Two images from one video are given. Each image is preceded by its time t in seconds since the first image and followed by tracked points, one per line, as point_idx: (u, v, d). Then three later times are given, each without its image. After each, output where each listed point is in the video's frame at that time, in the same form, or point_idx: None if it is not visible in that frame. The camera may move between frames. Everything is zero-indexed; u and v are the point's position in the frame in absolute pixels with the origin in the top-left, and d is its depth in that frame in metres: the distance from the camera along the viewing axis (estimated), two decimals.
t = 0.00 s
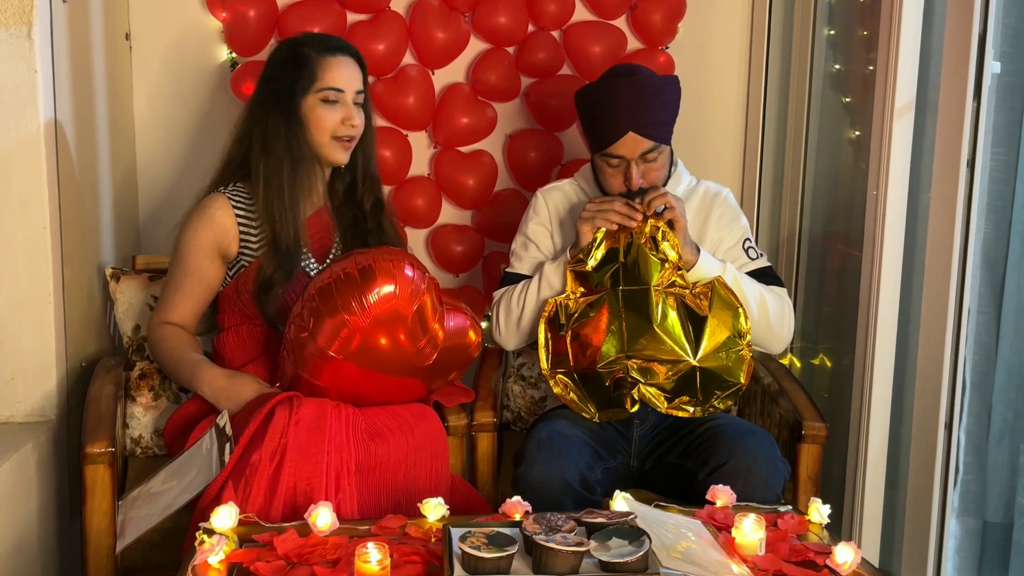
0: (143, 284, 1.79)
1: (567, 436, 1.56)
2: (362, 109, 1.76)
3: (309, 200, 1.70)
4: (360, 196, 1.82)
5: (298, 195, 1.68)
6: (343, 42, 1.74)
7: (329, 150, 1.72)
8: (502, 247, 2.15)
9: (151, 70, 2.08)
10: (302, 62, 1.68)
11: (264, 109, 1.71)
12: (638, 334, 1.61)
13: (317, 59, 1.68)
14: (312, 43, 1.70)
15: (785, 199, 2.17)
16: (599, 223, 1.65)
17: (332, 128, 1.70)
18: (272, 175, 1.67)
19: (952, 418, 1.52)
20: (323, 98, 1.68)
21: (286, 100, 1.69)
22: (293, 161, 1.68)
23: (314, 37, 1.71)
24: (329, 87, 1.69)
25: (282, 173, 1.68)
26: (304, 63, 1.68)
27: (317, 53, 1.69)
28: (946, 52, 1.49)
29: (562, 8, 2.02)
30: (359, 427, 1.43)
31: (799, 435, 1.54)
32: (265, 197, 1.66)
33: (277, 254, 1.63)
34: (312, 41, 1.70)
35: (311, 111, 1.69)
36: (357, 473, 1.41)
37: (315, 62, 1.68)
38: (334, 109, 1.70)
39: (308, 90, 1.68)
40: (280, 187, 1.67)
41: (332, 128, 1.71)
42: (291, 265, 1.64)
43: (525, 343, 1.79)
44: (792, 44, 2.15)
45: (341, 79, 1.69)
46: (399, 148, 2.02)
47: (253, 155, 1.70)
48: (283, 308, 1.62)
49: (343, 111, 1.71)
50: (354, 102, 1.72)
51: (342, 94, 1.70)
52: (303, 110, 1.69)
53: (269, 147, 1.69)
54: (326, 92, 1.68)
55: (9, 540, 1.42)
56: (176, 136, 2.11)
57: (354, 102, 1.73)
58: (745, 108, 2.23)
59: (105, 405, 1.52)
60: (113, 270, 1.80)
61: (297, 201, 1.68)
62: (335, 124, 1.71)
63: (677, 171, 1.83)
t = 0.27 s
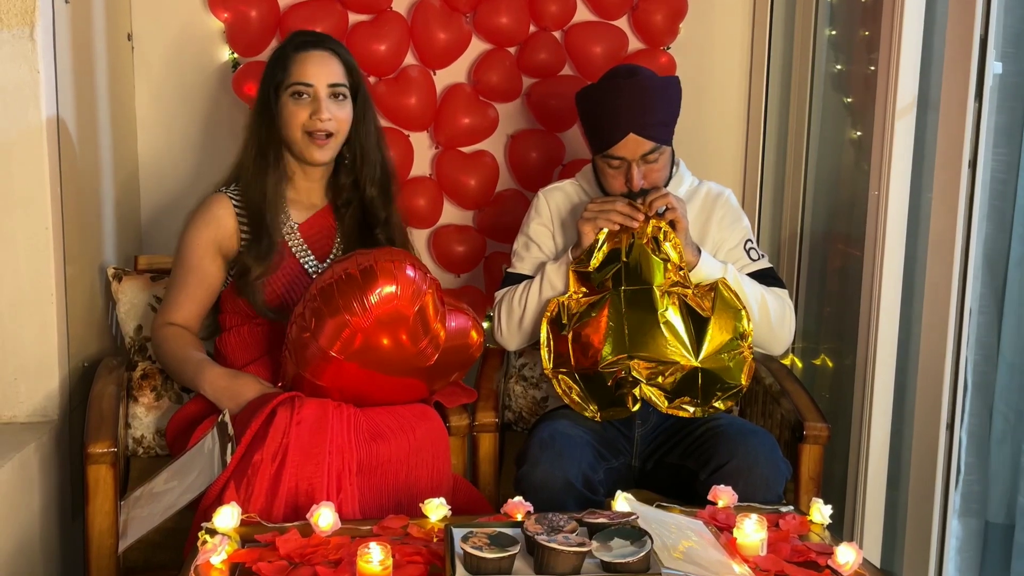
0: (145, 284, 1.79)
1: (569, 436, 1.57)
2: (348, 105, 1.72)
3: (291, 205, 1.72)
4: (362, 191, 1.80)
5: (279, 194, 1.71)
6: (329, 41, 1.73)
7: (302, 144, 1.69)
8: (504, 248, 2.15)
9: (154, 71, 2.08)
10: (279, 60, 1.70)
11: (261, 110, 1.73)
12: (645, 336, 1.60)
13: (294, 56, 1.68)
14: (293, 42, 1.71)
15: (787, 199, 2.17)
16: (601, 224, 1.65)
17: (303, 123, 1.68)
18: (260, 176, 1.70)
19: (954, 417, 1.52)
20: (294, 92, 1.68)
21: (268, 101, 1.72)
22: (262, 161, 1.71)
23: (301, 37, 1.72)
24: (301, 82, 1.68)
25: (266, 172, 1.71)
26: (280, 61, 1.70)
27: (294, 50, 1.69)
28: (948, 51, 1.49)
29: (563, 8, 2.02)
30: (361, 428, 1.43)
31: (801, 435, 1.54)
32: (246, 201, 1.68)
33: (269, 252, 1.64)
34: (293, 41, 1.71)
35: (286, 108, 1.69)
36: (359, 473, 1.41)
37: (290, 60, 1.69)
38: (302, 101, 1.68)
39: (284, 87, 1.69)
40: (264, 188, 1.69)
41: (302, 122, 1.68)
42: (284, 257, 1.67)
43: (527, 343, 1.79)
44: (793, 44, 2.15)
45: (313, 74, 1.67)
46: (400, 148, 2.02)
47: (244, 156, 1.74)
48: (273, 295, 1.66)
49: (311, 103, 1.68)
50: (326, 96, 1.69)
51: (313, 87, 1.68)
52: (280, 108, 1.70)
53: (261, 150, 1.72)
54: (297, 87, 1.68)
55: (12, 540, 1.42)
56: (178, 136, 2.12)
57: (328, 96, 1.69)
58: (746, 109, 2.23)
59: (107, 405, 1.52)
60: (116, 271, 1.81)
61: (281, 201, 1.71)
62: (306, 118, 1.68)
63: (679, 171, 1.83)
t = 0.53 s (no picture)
0: (147, 284, 1.79)
1: (571, 436, 1.57)
2: (346, 106, 1.72)
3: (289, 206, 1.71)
4: (363, 189, 1.78)
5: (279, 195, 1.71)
6: (327, 42, 1.73)
7: (299, 143, 1.69)
8: (506, 248, 2.15)
9: (156, 72, 2.08)
10: (277, 62, 1.70)
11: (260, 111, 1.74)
12: (648, 338, 1.59)
13: (293, 58, 1.68)
14: (291, 43, 1.71)
15: (789, 199, 2.17)
16: (604, 226, 1.65)
17: (300, 124, 1.68)
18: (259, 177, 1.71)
19: (957, 418, 1.52)
20: (291, 93, 1.68)
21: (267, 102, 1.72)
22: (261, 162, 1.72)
23: (303, 38, 1.72)
24: (298, 84, 1.68)
25: (265, 172, 1.71)
26: (278, 63, 1.70)
27: (292, 52, 1.69)
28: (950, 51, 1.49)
29: (565, 9, 2.02)
30: (363, 428, 1.43)
31: (804, 436, 1.54)
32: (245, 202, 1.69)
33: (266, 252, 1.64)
34: (291, 42, 1.71)
35: (284, 109, 1.69)
36: (361, 474, 1.42)
37: (288, 61, 1.69)
38: (299, 103, 1.68)
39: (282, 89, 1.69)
40: (262, 189, 1.69)
41: (299, 123, 1.68)
42: (283, 256, 1.66)
43: (529, 345, 1.79)
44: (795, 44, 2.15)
45: (310, 75, 1.67)
46: (402, 149, 2.02)
47: (246, 156, 1.75)
48: (275, 295, 1.66)
49: (307, 105, 1.68)
50: (324, 97, 1.69)
51: (310, 89, 1.68)
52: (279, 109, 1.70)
53: (262, 151, 1.74)
54: (294, 89, 1.68)
55: (14, 540, 1.42)
56: (180, 137, 2.12)
57: (325, 99, 1.69)
58: (748, 109, 2.23)
59: (109, 405, 1.52)
60: (118, 271, 1.81)
61: (282, 201, 1.71)
62: (303, 119, 1.68)
63: (681, 172, 1.83)
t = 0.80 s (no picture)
0: (149, 285, 1.79)
1: (573, 437, 1.57)
2: (348, 107, 1.72)
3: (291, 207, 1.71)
4: (366, 191, 1.78)
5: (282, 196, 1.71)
6: (329, 44, 1.73)
7: (302, 144, 1.70)
8: (507, 249, 2.16)
9: (158, 73, 2.09)
10: (280, 64, 1.70)
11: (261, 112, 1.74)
12: (649, 337, 1.59)
13: (295, 59, 1.69)
14: (294, 45, 1.71)
15: (791, 200, 2.17)
16: (606, 226, 1.65)
17: (302, 126, 1.68)
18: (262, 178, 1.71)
19: (959, 419, 1.52)
20: (293, 96, 1.68)
21: (269, 103, 1.72)
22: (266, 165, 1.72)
23: (304, 39, 1.72)
24: (300, 86, 1.68)
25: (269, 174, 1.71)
26: (281, 64, 1.70)
27: (295, 54, 1.69)
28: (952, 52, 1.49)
29: (566, 10, 2.02)
30: (364, 429, 1.43)
31: (805, 438, 1.54)
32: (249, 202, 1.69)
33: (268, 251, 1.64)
34: (294, 44, 1.71)
35: (286, 111, 1.69)
36: (362, 475, 1.42)
37: (290, 63, 1.69)
38: (301, 105, 1.68)
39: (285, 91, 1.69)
40: (265, 191, 1.70)
41: (301, 125, 1.68)
42: (287, 258, 1.67)
43: (530, 346, 1.80)
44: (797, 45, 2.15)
45: (312, 78, 1.68)
46: (404, 150, 2.02)
47: (249, 157, 1.75)
48: (278, 295, 1.66)
49: (309, 108, 1.68)
50: (325, 99, 1.69)
51: (312, 91, 1.68)
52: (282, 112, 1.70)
53: (265, 151, 1.73)
54: (296, 91, 1.68)
55: (16, 540, 1.42)
56: (182, 138, 2.12)
57: (326, 101, 1.69)
58: (750, 110, 2.23)
59: (111, 406, 1.52)
60: (120, 272, 1.81)
61: (284, 202, 1.71)
62: (305, 121, 1.68)
63: (683, 173, 1.83)
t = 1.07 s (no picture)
0: (151, 287, 1.79)
1: (573, 438, 1.57)
2: (349, 109, 1.73)
3: (292, 207, 1.71)
4: (366, 192, 1.79)
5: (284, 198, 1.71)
6: (331, 46, 1.73)
7: (303, 146, 1.70)
8: (507, 249, 2.16)
9: (160, 75, 2.09)
10: (281, 65, 1.71)
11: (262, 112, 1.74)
12: (648, 330, 1.59)
13: (297, 61, 1.69)
14: (296, 47, 1.71)
15: (792, 201, 2.17)
16: (608, 219, 1.65)
17: (303, 127, 1.69)
18: (263, 179, 1.71)
19: (960, 420, 1.52)
20: (295, 97, 1.68)
21: (270, 104, 1.73)
22: (268, 166, 1.72)
23: (304, 41, 1.72)
24: (301, 88, 1.68)
25: (270, 175, 1.72)
26: (283, 66, 1.71)
27: (297, 56, 1.70)
28: (953, 53, 1.49)
29: (568, 11, 2.02)
30: (365, 430, 1.43)
31: (806, 438, 1.54)
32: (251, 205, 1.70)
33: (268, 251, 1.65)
34: (296, 46, 1.72)
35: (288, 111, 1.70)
36: (363, 475, 1.42)
37: (292, 65, 1.69)
38: (303, 107, 1.69)
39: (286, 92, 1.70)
40: (267, 192, 1.70)
41: (301, 126, 1.69)
42: (289, 259, 1.67)
43: (529, 344, 1.80)
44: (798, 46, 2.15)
45: (313, 79, 1.68)
46: (405, 151, 2.02)
47: (250, 158, 1.75)
48: (279, 295, 1.66)
49: (311, 109, 1.68)
50: (327, 101, 1.69)
51: (314, 93, 1.68)
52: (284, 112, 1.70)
53: (266, 152, 1.73)
54: (297, 92, 1.68)
55: (18, 541, 1.43)
56: (184, 139, 2.12)
57: (327, 102, 1.69)
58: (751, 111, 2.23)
59: (113, 407, 1.52)
60: (122, 273, 1.81)
61: (287, 203, 1.72)
62: (306, 122, 1.68)
63: (683, 173, 1.83)
